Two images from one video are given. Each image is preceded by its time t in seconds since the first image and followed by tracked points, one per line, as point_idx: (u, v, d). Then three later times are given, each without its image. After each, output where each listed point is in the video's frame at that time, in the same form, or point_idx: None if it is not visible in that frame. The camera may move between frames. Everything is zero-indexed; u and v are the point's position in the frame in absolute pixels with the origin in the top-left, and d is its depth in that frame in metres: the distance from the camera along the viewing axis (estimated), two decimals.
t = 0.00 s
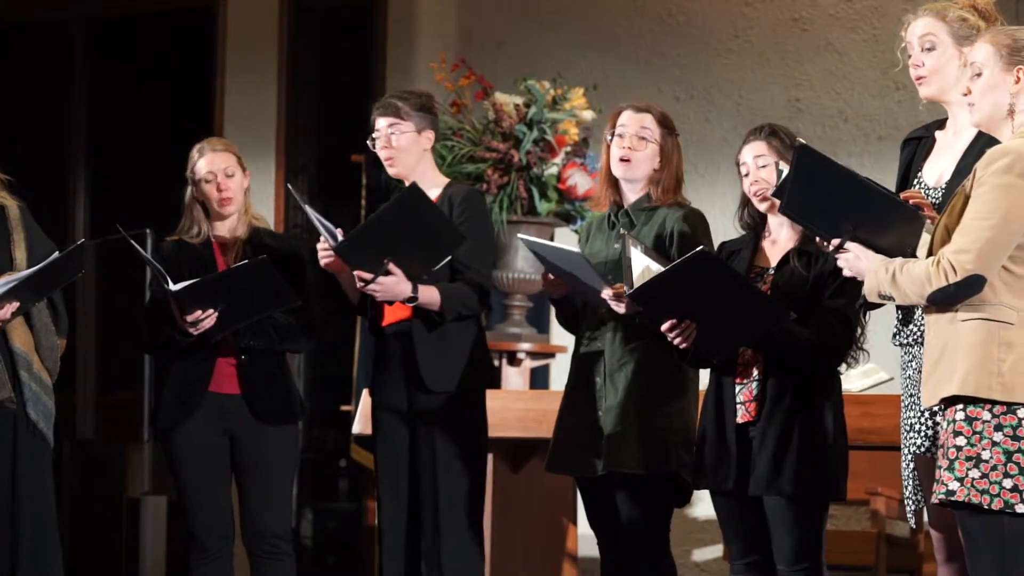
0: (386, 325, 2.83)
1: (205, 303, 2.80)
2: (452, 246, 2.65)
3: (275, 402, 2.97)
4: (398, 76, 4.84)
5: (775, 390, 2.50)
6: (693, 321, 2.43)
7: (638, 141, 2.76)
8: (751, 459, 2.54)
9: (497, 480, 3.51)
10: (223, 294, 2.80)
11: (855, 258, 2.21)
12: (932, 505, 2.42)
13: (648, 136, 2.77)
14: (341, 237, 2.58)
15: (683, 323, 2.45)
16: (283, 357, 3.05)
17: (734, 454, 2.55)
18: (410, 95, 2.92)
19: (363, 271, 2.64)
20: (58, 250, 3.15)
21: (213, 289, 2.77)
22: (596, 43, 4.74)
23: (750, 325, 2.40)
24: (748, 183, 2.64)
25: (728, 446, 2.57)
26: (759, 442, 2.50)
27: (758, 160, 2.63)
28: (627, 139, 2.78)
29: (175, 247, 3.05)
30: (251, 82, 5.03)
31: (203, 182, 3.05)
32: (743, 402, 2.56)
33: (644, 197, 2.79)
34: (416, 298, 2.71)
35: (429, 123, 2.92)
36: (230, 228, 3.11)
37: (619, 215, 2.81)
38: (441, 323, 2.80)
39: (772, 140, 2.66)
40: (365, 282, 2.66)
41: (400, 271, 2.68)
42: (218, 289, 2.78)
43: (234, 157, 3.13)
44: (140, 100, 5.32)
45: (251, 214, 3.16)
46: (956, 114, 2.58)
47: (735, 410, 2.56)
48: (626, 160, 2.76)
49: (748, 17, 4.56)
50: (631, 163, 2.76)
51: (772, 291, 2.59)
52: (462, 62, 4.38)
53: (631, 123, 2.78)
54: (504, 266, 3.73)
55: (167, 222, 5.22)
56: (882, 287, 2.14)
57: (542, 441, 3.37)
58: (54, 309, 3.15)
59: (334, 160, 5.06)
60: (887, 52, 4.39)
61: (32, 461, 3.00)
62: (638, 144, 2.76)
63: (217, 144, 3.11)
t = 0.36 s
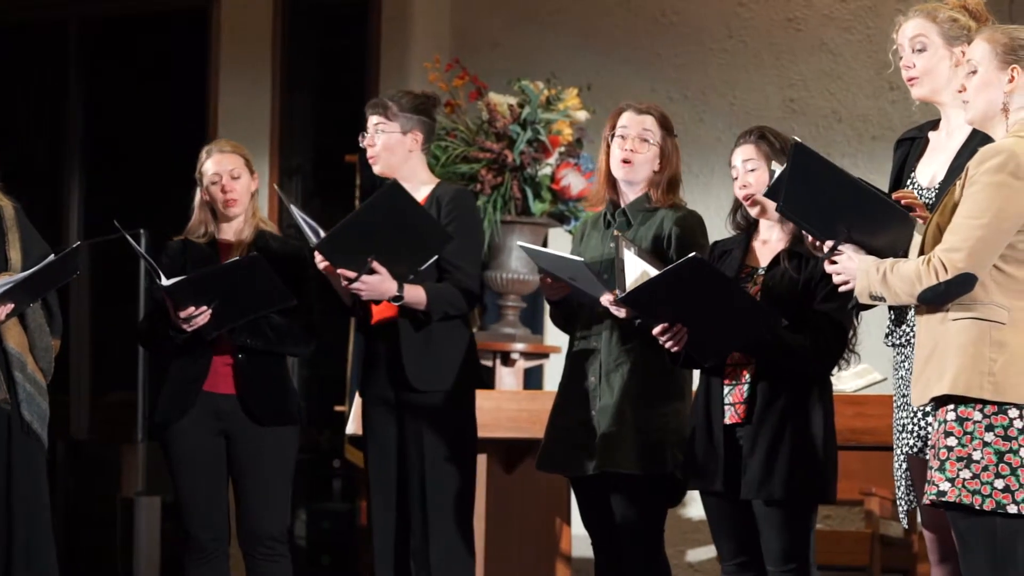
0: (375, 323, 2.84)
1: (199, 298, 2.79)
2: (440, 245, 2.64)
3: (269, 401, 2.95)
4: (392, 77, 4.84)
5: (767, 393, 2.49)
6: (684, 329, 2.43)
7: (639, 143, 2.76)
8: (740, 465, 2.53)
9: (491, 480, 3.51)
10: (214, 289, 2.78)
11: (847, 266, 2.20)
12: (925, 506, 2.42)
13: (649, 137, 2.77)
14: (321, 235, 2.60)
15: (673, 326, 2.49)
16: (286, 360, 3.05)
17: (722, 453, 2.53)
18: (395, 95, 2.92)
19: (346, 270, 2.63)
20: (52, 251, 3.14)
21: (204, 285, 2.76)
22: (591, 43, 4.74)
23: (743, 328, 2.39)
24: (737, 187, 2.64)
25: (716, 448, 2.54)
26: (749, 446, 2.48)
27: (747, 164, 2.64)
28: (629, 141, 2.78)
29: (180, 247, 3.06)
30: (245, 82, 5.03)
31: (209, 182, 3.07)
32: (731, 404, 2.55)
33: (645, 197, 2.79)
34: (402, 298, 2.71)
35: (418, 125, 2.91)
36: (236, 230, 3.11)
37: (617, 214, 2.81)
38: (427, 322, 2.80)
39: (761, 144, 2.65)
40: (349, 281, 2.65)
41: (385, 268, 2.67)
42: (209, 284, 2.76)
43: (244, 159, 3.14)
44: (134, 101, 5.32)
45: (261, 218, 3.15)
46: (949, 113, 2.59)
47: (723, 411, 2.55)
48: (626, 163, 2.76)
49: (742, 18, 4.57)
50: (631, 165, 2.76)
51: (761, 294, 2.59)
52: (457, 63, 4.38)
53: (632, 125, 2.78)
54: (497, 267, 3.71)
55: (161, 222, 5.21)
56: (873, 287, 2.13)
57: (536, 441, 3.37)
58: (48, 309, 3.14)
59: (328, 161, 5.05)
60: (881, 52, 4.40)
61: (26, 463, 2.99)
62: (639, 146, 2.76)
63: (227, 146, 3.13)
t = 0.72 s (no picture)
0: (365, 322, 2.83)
1: (200, 297, 2.79)
2: (428, 246, 2.63)
3: (269, 399, 2.95)
4: (386, 76, 4.83)
5: (760, 394, 2.49)
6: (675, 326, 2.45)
7: (638, 145, 2.76)
8: (734, 464, 2.53)
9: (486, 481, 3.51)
10: (214, 289, 2.78)
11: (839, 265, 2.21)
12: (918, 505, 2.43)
13: (647, 141, 2.77)
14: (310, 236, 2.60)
15: (666, 326, 2.48)
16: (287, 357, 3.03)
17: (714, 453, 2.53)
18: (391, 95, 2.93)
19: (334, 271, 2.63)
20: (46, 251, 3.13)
21: (202, 285, 2.76)
22: (585, 43, 4.74)
23: (738, 328, 2.39)
24: (732, 185, 2.64)
25: (709, 447, 2.54)
26: (743, 447, 2.48)
27: (742, 163, 2.63)
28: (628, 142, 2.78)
29: (179, 247, 3.08)
30: (240, 81, 5.02)
31: (210, 180, 3.07)
32: (724, 404, 2.55)
33: (643, 199, 2.79)
34: (392, 298, 2.70)
35: (411, 126, 2.91)
36: (236, 230, 3.11)
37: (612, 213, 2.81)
38: (420, 322, 2.80)
39: (757, 142, 2.66)
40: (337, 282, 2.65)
41: (374, 270, 2.67)
42: (208, 284, 2.76)
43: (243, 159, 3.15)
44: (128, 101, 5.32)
45: (261, 218, 3.15)
46: (943, 113, 2.59)
47: (716, 411, 2.55)
48: (624, 165, 2.77)
49: (737, 18, 4.57)
50: (628, 168, 2.76)
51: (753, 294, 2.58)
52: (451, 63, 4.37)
53: (630, 126, 2.78)
54: (491, 266, 3.75)
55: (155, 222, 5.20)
56: (865, 286, 2.14)
57: (530, 441, 3.37)
58: (42, 308, 3.12)
59: (323, 161, 5.05)
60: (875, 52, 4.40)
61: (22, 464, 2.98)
62: (637, 149, 2.76)
63: (229, 146, 3.14)
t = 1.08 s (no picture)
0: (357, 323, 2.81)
1: (193, 305, 2.79)
2: (419, 245, 2.64)
3: (267, 389, 2.94)
4: (379, 76, 4.83)
5: (752, 396, 2.48)
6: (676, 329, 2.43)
7: (633, 148, 2.76)
8: (726, 465, 2.52)
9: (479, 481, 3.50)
10: (208, 294, 2.77)
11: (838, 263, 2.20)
12: (912, 505, 2.43)
13: (644, 143, 2.77)
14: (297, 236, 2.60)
15: (663, 331, 2.48)
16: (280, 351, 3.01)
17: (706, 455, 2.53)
18: (388, 95, 2.93)
19: (322, 271, 2.61)
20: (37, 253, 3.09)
21: (196, 292, 2.75)
22: (578, 43, 4.74)
23: (732, 330, 2.38)
24: (725, 187, 2.65)
25: (701, 449, 2.54)
26: (736, 448, 2.47)
27: (735, 166, 2.64)
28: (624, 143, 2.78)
29: (163, 255, 3.07)
30: (233, 81, 5.01)
31: (186, 187, 3.04)
32: (718, 405, 2.54)
33: (640, 201, 2.79)
34: (382, 298, 2.69)
35: (404, 127, 2.90)
36: (215, 230, 3.10)
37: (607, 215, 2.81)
38: (413, 322, 2.78)
39: (750, 145, 2.65)
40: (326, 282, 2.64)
41: (362, 269, 2.66)
42: (202, 290, 2.75)
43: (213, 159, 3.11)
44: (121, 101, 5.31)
45: (238, 214, 3.15)
46: (936, 114, 2.59)
47: (710, 413, 2.54)
48: (620, 167, 2.77)
49: (730, 18, 4.57)
50: (626, 168, 2.76)
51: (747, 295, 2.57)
52: (444, 63, 4.37)
53: (627, 128, 2.78)
54: (486, 267, 3.72)
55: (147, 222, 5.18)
56: (867, 287, 2.12)
57: (522, 441, 3.36)
58: (35, 310, 3.06)
59: (315, 162, 5.05)
60: (868, 52, 4.40)
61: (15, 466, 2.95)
62: (636, 151, 2.76)
63: (196, 147, 3.10)
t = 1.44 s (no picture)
0: (348, 323, 2.83)
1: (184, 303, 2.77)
2: (411, 247, 2.63)
3: (258, 390, 2.95)
4: (375, 76, 4.82)
5: (745, 397, 2.48)
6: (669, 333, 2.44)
7: (633, 145, 2.76)
8: (721, 466, 2.52)
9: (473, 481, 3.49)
10: (202, 294, 2.76)
11: (862, 272, 2.12)
12: (907, 505, 2.44)
13: (643, 142, 2.77)
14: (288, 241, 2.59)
15: (658, 334, 2.48)
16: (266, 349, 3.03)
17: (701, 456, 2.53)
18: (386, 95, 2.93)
19: (314, 274, 2.60)
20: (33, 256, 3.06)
21: (190, 292, 2.74)
22: (573, 44, 4.74)
23: (727, 331, 2.38)
24: (725, 184, 2.64)
25: (697, 448, 2.55)
26: (730, 446, 2.47)
27: (738, 163, 2.63)
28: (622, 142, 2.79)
29: (144, 258, 3.06)
30: (227, 81, 5.01)
31: (161, 191, 3.05)
32: (711, 405, 2.53)
33: (637, 202, 2.79)
34: (374, 301, 2.70)
35: (401, 127, 2.91)
36: (196, 232, 3.09)
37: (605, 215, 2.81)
38: (406, 323, 2.78)
39: (757, 145, 2.65)
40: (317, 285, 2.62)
41: (352, 271, 2.66)
42: (195, 289, 2.73)
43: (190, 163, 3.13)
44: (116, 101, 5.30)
45: (217, 216, 3.15)
46: (931, 114, 2.59)
47: (704, 412, 2.54)
48: (618, 163, 2.76)
49: (725, 18, 4.57)
50: (623, 166, 2.76)
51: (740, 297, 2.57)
52: (439, 64, 4.36)
53: (626, 126, 2.79)
54: (480, 267, 3.74)
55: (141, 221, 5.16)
56: (905, 297, 2.03)
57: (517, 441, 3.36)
58: (31, 311, 3.02)
59: (310, 162, 5.05)
60: (864, 53, 4.41)
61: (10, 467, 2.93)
62: (634, 150, 2.76)
63: (171, 152, 3.11)
